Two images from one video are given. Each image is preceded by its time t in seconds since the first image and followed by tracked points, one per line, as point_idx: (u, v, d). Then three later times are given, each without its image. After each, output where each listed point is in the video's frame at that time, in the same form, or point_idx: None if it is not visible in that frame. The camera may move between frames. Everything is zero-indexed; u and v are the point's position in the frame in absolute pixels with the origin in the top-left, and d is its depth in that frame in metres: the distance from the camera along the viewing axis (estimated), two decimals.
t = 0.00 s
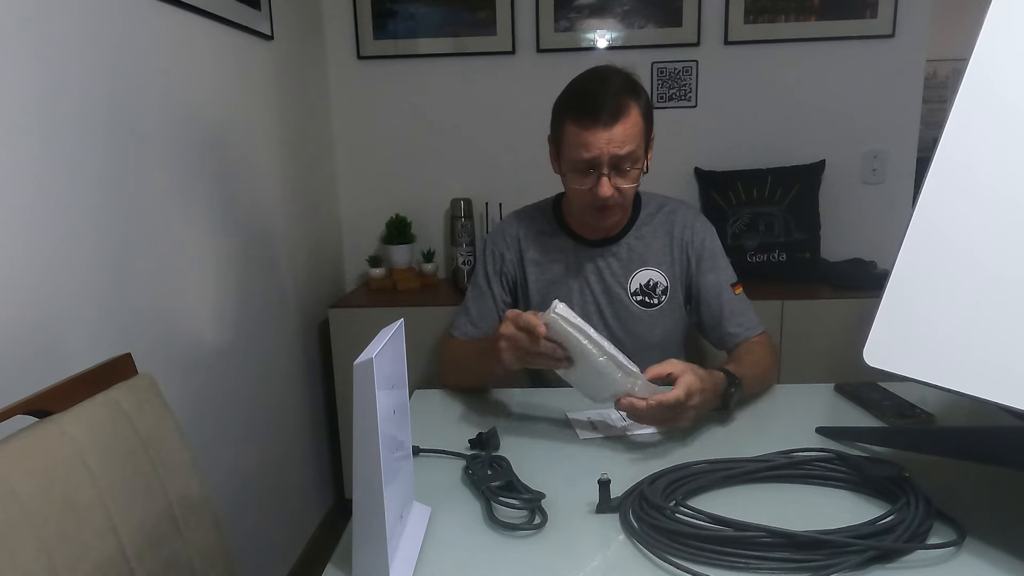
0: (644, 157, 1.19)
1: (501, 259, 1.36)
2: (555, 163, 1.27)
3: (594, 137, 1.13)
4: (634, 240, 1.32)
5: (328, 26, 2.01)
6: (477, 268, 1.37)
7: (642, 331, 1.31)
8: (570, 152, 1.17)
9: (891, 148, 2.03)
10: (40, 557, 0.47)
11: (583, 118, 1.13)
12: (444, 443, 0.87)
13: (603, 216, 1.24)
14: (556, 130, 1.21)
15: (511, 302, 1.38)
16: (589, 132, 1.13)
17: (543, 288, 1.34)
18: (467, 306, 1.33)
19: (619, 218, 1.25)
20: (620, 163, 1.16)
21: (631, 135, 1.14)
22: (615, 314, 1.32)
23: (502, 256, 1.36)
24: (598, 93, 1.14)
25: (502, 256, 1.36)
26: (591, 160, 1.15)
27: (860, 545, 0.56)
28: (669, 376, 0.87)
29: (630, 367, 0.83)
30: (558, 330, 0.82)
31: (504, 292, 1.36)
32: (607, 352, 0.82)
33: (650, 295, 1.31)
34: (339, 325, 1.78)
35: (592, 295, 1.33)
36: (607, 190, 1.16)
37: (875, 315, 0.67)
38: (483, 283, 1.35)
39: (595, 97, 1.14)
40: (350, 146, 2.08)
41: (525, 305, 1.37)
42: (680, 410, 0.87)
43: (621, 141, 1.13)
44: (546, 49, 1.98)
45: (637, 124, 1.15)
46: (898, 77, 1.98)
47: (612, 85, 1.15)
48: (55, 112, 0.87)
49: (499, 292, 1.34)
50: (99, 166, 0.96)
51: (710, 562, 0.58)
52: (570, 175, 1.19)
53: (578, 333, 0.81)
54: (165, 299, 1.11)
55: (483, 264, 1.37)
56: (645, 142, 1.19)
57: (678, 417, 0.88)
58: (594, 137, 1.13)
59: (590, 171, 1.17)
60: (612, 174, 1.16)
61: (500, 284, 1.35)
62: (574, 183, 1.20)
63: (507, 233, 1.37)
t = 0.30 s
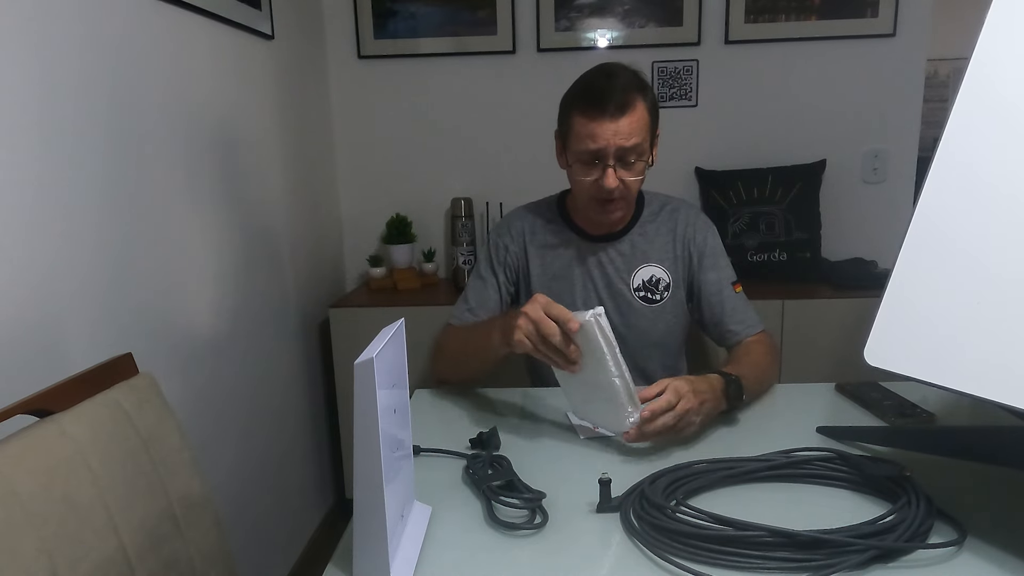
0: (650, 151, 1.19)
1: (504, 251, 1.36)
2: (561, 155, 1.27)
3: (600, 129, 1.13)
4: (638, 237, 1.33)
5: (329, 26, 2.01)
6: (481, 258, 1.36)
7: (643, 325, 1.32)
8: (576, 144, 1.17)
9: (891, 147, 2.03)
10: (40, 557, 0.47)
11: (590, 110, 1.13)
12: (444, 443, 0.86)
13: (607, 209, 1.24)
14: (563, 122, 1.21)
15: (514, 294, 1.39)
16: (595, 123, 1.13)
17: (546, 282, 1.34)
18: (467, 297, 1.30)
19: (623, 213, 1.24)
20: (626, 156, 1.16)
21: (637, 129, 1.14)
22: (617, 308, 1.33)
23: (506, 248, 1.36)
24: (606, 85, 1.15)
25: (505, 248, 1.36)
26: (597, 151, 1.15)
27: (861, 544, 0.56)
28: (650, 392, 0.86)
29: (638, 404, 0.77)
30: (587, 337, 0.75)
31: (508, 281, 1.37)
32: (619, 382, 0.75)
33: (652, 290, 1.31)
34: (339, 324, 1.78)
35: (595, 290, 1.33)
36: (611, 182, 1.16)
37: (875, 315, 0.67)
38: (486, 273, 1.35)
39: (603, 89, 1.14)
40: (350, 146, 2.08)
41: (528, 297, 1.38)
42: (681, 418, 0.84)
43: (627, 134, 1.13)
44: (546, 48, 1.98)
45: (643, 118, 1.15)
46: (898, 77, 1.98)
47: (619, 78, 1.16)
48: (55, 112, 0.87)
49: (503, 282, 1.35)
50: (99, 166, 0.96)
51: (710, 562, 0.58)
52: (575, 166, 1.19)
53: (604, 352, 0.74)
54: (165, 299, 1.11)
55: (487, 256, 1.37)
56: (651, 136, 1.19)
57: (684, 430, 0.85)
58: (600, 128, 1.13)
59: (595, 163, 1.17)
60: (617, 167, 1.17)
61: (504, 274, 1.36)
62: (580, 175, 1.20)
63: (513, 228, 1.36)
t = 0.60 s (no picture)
0: (659, 150, 1.20)
1: (507, 252, 1.35)
2: (569, 152, 1.27)
3: (612, 125, 1.13)
4: (642, 235, 1.32)
5: (329, 26, 2.01)
6: (483, 259, 1.36)
7: (649, 323, 1.32)
8: (587, 140, 1.17)
9: (891, 147, 2.02)
10: (41, 557, 0.47)
11: (602, 107, 1.14)
12: (444, 443, 0.86)
13: (614, 208, 1.23)
14: (573, 118, 1.21)
15: (516, 294, 1.38)
16: (607, 120, 1.13)
17: (550, 281, 1.34)
18: (470, 298, 1.30)
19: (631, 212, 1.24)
20: (636, 154, 1.16)
21: (648, 128, 1.14)
22: (621, 306, 1.33)
23: (508, 249, 1.35)
24: (619, 83, 1.15)
25: (508, 249, 1.35)
26: (608, 148, 1.15)
27: (861, 544, 0.56)
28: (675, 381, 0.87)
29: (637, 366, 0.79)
30: (560, 339, 0.79)
31: (510, 283, 1.36)
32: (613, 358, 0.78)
33: (657, 288, 1.31)
34: (339, 324, 1.78)
35: (599, 288, 1.33)
36: (621, 180, 1.16)
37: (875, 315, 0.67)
38: (488, 273, 1.34)
39: (616, 87, 1.15)
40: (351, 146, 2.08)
41: (530, 298, 1.37)
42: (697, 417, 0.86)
43: (639, 132, 1.14)
44: (546, 48, 1.98)
45: (655, 116, 1.16)
46: (898, 77, 1.98)
47: (632, 77, 1.16)
48: (56, 112, 0.87)
49: (506, 283, 1.34)
50: (99, 166, 0.96)
51: (710, 562, 0.58)
52: (584, 163, 1.19)
53: (580, 344, 0.77)
54: (166, 299, 1.11)
55: (489, 256, 1.36)
56: (661, 135, 1.19)
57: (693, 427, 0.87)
58: (612, 125, 1.13)
59: (606, 160, 1.17)
60: (627, 165, 1.17)
61: (507, 274, 1.35)
62: (589, 172, 1.20)
63: (515, 228, 1.36)
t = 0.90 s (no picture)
0: (658, 149, 1.20)
1: (505, 256, 1.36)
2: (568, 152, 1.27)
3: (611, 124, 1.13)
4: (641, 236, 1.33)
5: (329, 25, 2.01)
6: (482, 264, 1.36)
7: (647, 325, 1.32)
8: (586, 139, 1.17)
9: (892, 147, 2.02)
10: (40, 557, 0.47)
11: (601, 106, 1.14)
12: (445, 443, 0.86)
13: (613, 208, 1.23)
14: (571, 118, 1.21)
15: (515, 298, 1.38)
16: (606, 119, 1.13)
17: (549, 283, 1.34)
18: (470, 302, 1.31)
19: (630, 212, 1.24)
20: (635, 153, 1.16)
21: (647, 126, 1.14)
22: (621, 308, 1.33)
23: (507, 253, 1.35)
24: (617, 82, 1.15)
25: (506, 253, 1.35)
26: (607, 147, 1.15)
27: (861, 544, 0.56)
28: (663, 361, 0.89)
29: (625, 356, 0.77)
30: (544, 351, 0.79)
31: (509, 287, 1.35)
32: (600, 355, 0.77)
33: (656, 290, 1.31)
34: (339, 324, 1.78)
35: (597, 289, 1.33)
36: (621, 179, 1.16)
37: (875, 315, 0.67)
38: (487, 279, 1.34)
39: (614, 85, 1.15)
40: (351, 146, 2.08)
41: (530, 303, 1.38)
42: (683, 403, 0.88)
43: (638, 131, 1.14)
44: (546, 48, 1.97)
45: (654, 116, 1.16)
46: (899, 76, 1.98)
47: (630, 76, 1.16)
48: (56, 112, 0.87)
49: (504, 288, 1.34)
50: (99, 166, 0.96)
51: (711, 561, 0.58)
52: (583, 162, 1.19)
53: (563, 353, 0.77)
54: (166, 298, 1.11)
55: (488, 260, 1.36)
56: (660, 134, 1.19)
57: (679, 417, 0.89)
58: (611, 124, 1.13)
59: (605, 159, 1.17)
60: (626, 163, 1.17)
61: (504, 279, 1.35)
62: (588, 172, 1.20)
63: (513, 231, 1.36)
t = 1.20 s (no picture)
0: (651, 150, 1.19)
1: (503, 257, 1.36)
2: (562, 155, 1.27)
3: (602, 128, 1.13)
4: (638, 236, 1.32)
5: (329, 26, 2.01)
6: (480, 266, 1.37)
7: (644, 327, 1.31)
8: (579, 143, 1.17)
9: (892, 147, 2.02)
10: (40, 557, 0.47)
11: (593, 109, 1.13)
12: (445, 443, 0.86)
13: (608, 210, 1.23)
14: (564, 121, 1.21)
15: (514, 300, 1.38)
16: (598, 123, 1.13)
17: (547, 284, 1.34)
18: (470, 305, 1.33)
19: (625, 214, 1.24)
20: (628, 155, 1.16)
21: (640, 128, 1.14)
22: (618, 310, 1.32)
23: (504, 255, 1.36)
24: (608, 85, 1.15)
25: (504, 254, 1.36)
26: (600, 151, 1.15)
27: (861, 544, 0.56)
28: (672, 360, 0.89)
29: (582, 356, 0.75)
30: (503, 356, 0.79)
31: (507, 290, 1.36)
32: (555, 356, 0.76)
33: (653, 291, 1.31)
34: (339, 324, 1.78)
35: (594, 291, 1.33)
36: (614, 182, 1.15)
37: (875, 314, 0.67)
38: (485, 283, 1.35)
39: (605, 89, 1.14)
40: (351, 146, 2.08)
41: (527, 305, 1.38)
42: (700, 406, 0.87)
43: (630, 133, 1.13)
44: (546, 48, 1.98)
45: (646, 118, 1.15)
46: (898, 76, 1.98)
47: (622, 79, 1.16)
48: (56, 112, 0.87)
49: (503, 290, 1.35)
50: (99, 165, 0.96)
51: (711, 562, 0.58)
52: (577, 166, 1.19)
53: (518, 356, 0.77)
54: (166, 298, 1.11)
55: (486, 262, 1.37)
56: (653, 135, 1.19)
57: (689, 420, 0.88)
58: (603, 127, 1.13)
59: (598, 163, 1.17)
60: (620, 166, 1.16)
61: (502, 283, 1.36)
62: (582, 175, 1.20)
63: (510, 232, 1.37)
